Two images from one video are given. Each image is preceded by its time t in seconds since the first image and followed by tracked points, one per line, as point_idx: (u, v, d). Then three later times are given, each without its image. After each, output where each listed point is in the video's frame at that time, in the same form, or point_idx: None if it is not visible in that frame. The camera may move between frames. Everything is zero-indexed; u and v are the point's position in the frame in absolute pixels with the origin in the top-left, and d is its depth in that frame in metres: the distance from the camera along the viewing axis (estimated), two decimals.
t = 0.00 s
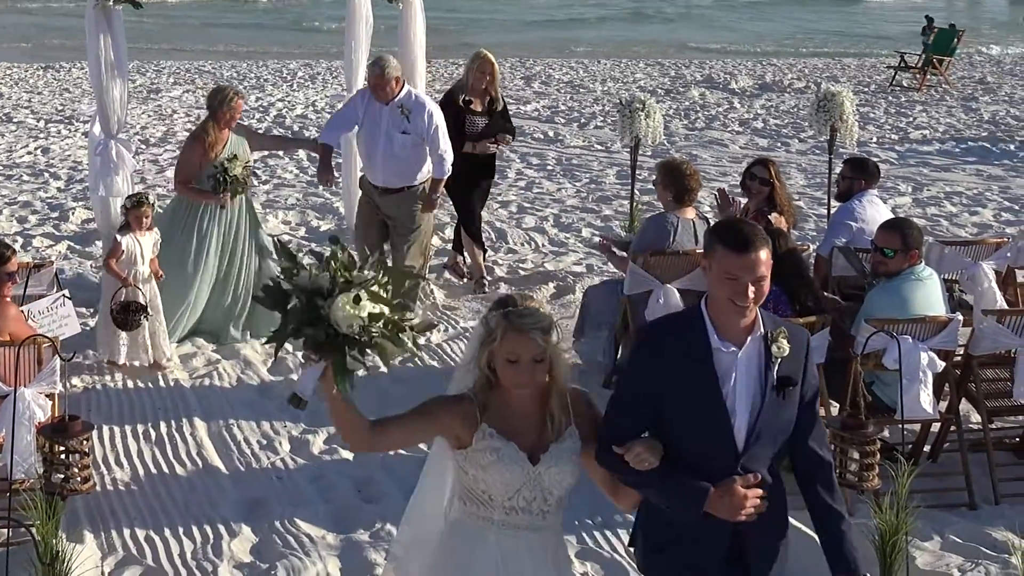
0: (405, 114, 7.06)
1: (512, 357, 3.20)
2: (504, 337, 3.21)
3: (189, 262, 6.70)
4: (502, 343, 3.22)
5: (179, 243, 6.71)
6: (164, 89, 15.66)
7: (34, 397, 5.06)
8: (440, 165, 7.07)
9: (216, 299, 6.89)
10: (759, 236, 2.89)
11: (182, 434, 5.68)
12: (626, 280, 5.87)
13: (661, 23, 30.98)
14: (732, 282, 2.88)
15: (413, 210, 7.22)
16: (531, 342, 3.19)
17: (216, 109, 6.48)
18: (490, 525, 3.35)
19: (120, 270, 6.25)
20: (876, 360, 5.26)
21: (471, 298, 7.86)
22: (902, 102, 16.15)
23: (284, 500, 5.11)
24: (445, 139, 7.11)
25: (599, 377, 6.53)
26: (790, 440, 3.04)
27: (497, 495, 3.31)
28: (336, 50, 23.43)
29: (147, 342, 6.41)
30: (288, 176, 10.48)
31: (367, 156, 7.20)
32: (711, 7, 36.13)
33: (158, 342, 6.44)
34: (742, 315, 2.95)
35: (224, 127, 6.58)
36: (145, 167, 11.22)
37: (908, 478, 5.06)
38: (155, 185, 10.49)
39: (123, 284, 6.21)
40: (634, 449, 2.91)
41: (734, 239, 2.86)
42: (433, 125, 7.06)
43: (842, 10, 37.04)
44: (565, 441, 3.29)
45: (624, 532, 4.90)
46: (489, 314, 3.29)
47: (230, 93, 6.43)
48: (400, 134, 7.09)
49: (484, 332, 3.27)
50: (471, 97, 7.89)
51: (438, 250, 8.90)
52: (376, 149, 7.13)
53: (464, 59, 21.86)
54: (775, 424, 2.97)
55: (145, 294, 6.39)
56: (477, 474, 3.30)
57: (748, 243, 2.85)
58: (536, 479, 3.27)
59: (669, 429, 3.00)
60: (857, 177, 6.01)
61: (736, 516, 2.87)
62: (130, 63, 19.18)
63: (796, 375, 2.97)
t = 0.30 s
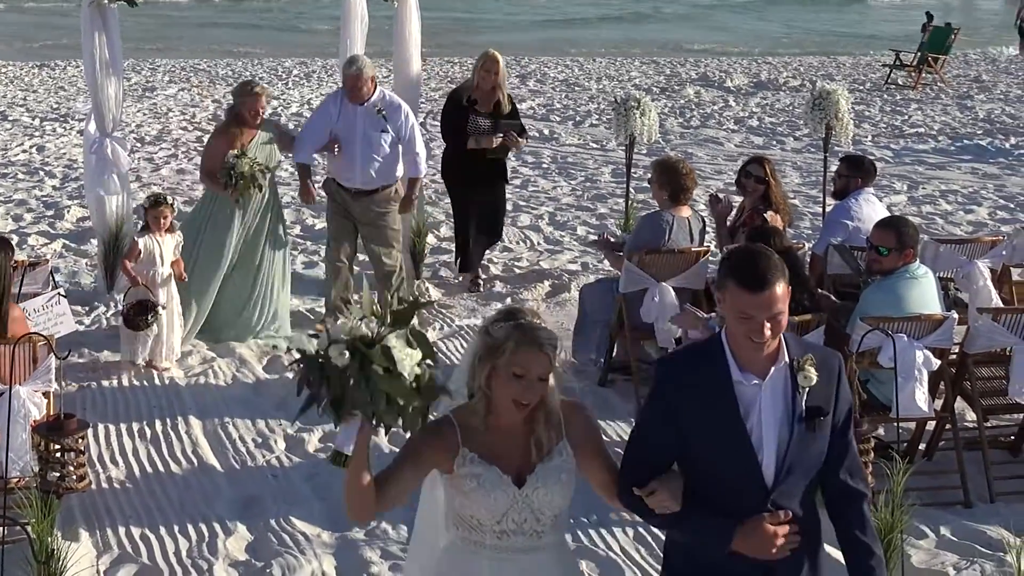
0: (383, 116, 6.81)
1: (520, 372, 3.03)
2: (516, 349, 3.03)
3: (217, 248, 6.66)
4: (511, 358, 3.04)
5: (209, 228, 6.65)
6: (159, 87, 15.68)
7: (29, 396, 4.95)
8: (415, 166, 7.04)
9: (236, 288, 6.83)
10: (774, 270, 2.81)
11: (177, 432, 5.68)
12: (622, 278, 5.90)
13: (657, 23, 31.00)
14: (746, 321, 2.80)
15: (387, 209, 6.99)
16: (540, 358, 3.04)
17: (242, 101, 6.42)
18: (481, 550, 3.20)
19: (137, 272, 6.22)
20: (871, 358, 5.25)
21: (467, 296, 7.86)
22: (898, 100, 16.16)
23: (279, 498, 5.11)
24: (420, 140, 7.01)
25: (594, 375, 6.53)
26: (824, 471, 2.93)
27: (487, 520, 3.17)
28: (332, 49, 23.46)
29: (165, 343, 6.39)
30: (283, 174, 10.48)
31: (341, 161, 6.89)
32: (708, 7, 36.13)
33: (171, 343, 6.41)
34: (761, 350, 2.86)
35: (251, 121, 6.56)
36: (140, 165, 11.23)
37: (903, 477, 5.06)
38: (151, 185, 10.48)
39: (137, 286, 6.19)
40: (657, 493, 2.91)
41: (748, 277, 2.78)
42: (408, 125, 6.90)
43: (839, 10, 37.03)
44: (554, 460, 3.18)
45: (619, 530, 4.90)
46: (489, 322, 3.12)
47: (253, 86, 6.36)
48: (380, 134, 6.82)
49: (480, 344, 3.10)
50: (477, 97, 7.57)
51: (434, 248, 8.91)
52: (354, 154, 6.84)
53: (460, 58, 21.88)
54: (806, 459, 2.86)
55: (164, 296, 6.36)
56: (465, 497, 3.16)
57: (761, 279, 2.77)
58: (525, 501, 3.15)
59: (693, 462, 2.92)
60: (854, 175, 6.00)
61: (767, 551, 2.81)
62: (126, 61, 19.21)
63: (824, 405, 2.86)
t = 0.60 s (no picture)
0: (362, 113, 6.76)
1: (527, 417, 2.89)
2: (522, 395, 2.89)
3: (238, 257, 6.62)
4: (516, 402, 2.90)
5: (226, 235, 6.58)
6: (155, 86, 15.72)
7: (25, 394, 4.92)
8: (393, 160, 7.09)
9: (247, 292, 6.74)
10: (793, 287, 2.70)
11: (173, 431, 5.69)
12: (618, 276, 5.91)
13: (654, 23, 31.04)
14: (767, 341, 2.69)
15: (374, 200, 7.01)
16: (546, 401, 2.89)
17: (241, 104, 6.36)
18: None
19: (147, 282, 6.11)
20: (867, 356, 5.22)
21: (463, 296, 7.87)
22: (894, 98, 16.18)
23: (274, 497, 5.11)
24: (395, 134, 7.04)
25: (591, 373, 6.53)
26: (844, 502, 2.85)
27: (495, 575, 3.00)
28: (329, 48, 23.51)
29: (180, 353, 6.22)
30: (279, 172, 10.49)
31: (317, 158, 6.79)
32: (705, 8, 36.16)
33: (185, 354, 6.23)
34: (782, 372, 2.75)
35: (252, 125, 6.46)
36: (137, 163, 11.26)
37: (897, 476, 5.04)
38: (148, 181, 10.54)
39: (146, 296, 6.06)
40: (664, 528, 2.74)
41: (767, 295, 2.67)
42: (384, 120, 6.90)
43: (836, 10, 37.06)
44: (562, 508, 3.03)
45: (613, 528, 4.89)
46: (493, 363, 3.00)
47: (253, 88, 6.29)
48: (359, 129, 6.77)
49: (483, 386, 2.97)
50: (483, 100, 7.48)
51: (430, 246, 8.92)
52: (334, 152, 6.76)
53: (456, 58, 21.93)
54: (829, 487, 2.76)
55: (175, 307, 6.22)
56: (468, 548, 3.01)
57: (783, 298, 2.67)
58: (534, 551, 2.99)
59: (710, 496, 2.81)
60: (850, 175, 6.06)
61: None
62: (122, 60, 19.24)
63: (849, 428, 2.76)
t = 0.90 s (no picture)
0: (358, 112, 6.77)
1: (548, 462, 2.76)
2: (539, 437, 2.77)
3: (239, 269, 6.47)
4: (534, 448, 2.77)
5: (234, 244, 6.46)
6: (154, 85, 15.74)
7: (24, 393, 4.96)
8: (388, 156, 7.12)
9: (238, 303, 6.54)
10: (822, 303, 2.78)
11: (171, 430, 5.69)
12: (617, 276, 5.89)
13: (653, 24, 31.05)
14: (796, 355, 2.74)
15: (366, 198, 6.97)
16: (568, 446, 2.77)
17: (236, 112, 6.16)
18: None
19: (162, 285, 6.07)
20: (865, 356, 5.22)
21: (461, 295, 7.88)
22: (892, 98, 16.17)
23: (273, 496, 5.10)
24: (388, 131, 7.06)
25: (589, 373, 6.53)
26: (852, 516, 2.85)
27: None
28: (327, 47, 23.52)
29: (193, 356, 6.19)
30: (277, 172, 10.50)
31: (314, 158, 6.79)
32: (704, 8, 36.13)
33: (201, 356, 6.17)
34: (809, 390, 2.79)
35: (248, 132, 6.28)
36: (135, 162, 11.27)
37: (896, 475, 5.02)
38: (145, 180, 10.56)
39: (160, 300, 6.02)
40: (670, 553, 2.73)
41: (797, 308, 2.75)
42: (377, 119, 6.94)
43: (835, 11, 37.02)
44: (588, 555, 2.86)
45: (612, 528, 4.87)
46: (504, 408, 2.85)
47: (247, 98, 6.10)
48: (355, 129, 6.78)
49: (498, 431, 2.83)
50: (502, 103, 7.38)
51: (428, 245, 8.92)
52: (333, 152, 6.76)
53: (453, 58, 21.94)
54: (849, 512, 2.80)
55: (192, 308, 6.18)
56: None
57: (811, 308, 2.75)
58: None
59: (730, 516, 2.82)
60: (848, 175, 6.11)
61: None
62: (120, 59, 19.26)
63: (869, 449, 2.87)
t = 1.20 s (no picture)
0: (371, 127, 6.49)
1: (597, 457, 2.73)
2: (582, 434, 2.73)
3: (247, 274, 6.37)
4: (582, 445, 2.74)
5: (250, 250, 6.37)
6: (153, 84, 15.75)
7: (23, 392, 4.95)
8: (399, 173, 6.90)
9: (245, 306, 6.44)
10: (860, 347, 2.73)
11: (171, 430, 5.70)
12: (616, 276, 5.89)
13: (652, 24, 31.07)
14: (828, 399, 2.68)
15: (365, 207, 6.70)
16: (614, 436, 2.72)
17: (235, 109, 6.14)
18: None
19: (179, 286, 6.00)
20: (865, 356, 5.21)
21: (461, 295, 7.88)
22: (892, 98, 16.17)
23: (272, 496, 5.10)
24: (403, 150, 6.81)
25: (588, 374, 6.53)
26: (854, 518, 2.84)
27: None
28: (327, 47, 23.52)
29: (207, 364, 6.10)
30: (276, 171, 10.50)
31: (315, 164, 6.58)
32: (704, 9, 36.14)
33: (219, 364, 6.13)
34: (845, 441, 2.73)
35: (246, 130, 6.23)
36: (134, 162, 11.28)
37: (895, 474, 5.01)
38: (144, 180, 10.56)
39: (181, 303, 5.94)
40: None
41: (832, 350, 2.70)
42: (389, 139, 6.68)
43: (834, 12, 37.00)
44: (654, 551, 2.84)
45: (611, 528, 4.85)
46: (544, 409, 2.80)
47: (246, 94, 6.07)
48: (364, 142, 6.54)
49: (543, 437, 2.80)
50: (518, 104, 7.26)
51: (428, 245, 8.92)
52: (334, 161, 6.52)
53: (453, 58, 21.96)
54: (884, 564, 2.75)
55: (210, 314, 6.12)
56: None
57: (847, 353, 2.70)
58: None
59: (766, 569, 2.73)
60: (847, 174, 6.11)
61: None
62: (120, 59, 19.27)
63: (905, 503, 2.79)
